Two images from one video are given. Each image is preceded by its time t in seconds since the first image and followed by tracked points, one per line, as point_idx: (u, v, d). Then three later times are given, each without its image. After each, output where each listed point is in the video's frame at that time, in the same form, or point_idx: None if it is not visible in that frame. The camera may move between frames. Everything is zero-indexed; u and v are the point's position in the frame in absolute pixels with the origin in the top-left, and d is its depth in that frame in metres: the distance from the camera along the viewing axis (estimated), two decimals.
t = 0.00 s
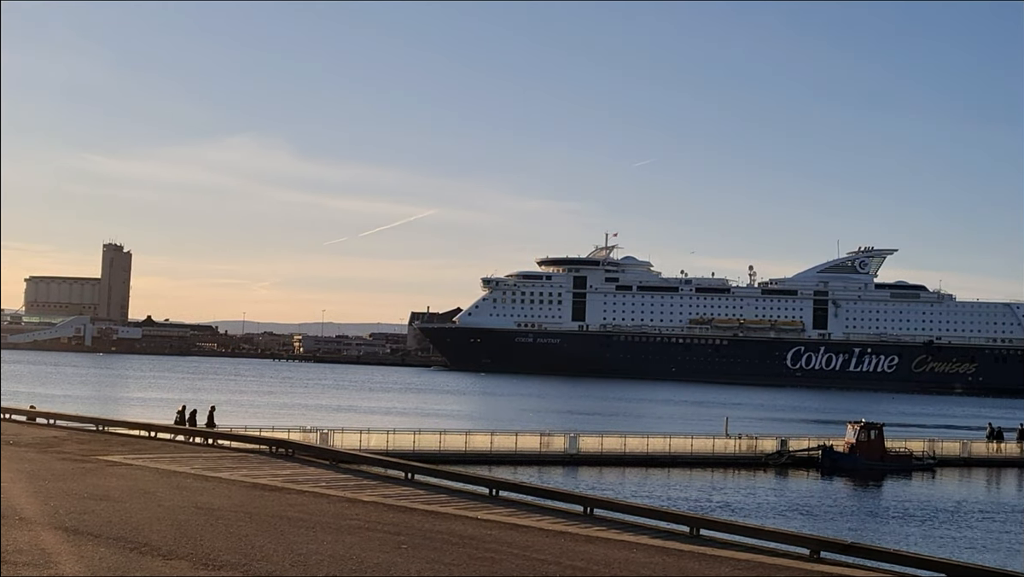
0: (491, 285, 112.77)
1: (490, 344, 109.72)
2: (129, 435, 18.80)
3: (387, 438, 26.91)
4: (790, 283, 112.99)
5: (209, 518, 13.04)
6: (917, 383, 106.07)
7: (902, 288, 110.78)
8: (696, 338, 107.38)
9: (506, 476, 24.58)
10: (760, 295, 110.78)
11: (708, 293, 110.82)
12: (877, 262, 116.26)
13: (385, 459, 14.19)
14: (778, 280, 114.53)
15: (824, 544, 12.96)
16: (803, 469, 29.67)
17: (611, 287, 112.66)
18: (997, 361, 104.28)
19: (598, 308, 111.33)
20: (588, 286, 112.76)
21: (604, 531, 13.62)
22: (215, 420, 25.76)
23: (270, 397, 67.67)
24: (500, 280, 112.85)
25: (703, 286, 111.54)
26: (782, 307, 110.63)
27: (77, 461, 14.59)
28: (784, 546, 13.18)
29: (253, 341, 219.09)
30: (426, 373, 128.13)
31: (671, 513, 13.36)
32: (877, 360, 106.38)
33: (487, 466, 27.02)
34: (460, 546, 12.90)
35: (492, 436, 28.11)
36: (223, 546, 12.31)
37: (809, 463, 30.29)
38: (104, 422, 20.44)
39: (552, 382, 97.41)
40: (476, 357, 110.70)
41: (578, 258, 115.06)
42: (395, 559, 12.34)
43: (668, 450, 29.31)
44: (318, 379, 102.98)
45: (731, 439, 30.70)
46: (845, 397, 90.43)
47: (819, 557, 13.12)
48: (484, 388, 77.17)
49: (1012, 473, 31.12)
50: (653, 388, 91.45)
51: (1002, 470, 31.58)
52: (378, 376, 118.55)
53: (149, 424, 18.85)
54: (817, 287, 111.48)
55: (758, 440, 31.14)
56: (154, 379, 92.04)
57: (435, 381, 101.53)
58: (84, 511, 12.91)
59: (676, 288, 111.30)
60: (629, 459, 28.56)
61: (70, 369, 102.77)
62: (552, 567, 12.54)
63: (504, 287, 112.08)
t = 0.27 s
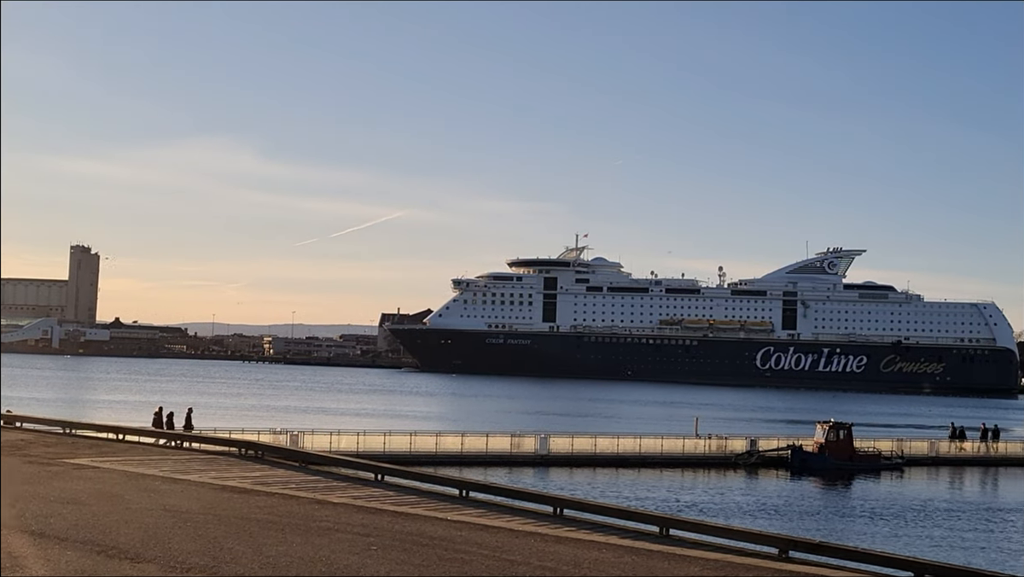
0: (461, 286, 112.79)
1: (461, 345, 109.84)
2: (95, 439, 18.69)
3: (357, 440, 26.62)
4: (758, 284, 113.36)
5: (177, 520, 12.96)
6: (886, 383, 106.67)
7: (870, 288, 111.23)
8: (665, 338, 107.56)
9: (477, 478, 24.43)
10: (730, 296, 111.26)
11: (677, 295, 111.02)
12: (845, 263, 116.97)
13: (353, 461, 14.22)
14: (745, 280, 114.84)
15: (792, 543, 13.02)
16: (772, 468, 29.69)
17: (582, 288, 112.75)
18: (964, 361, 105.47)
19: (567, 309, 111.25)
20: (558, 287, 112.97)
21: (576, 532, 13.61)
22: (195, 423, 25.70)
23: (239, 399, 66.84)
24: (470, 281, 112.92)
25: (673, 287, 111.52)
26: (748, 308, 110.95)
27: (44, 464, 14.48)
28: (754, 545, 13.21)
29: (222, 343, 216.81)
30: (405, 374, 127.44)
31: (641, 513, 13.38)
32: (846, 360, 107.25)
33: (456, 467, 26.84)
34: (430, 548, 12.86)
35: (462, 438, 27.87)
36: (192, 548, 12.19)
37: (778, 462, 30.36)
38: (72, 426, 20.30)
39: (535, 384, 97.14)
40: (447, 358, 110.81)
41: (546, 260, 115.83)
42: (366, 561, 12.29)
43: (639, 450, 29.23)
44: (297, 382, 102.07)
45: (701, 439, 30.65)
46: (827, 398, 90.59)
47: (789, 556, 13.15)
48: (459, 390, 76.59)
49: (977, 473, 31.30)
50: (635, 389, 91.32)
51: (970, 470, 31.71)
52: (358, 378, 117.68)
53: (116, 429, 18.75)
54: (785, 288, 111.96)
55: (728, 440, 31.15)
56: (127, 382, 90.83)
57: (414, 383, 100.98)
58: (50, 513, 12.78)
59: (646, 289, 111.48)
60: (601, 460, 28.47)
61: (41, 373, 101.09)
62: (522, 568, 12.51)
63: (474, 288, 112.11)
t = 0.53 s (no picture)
0: (430, 286, 112.87)
1: (429, 346, 110.40)
2: (59, 441, 18.60)
3: (324, 441, 26.35)
4: (726, 284, 113.41)
5: (143, 523, 12.92)
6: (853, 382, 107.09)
7: (836, 288, 111.63)
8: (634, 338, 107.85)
9: (443, 478, 24.18)
10: (698, 296, 111.33)
11: (646, 295, 110.92)
12: (811, 263, 117.47)
13: (319, 463, 14.25)
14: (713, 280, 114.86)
15: (758, 542, 13.13)
16: (740, 467, 29.63)
17: (550, 288, 112.49)
18: (930, 360, 105.89)
19: (536, 310, 111.27)
20: (526, 288, 112.76)
21: (544, 532, 13.67)
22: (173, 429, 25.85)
23: (206, 401, 65.96)
24: (439, 282, 112.94)
25: (641, 287, 111.62)
26: (716, 308, 111.10)
27: (8, 467, 14.42)
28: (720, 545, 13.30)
29: (188, 345, 214.19)
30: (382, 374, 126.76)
31: (609, 513, 13.44)
32: (812, 360, 107.47)
33: (424, 467, 26.61)
34: (397, 549, 12.86)
35: (431, 439, 27.64)
36: (158, 551, 12.11)
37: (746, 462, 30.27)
38: (41, 430, 20.20)
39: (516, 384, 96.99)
40: (417, 359, 111.31)
41: (515, 261, 115.41)
42: (331, 562, 12.28)
43: (607, 450, 29.09)
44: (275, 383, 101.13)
45: (668, 439, 30.57)
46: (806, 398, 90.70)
47: (756, 555, 13.26)
48: (430, 392, 76.04)
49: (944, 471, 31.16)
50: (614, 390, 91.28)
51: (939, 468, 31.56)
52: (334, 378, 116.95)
53: (82, 432, 18.69)
54: (753, 288, 112.07)
55: (696, 439, 31.11)
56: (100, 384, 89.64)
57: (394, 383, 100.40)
58: (13, 515, 12.66)
59: (615, 290, 111.47)
60: (569, 460, 28.35)
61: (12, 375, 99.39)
62: (489, 567, 12.53)
63: (443, 289, 112.05)
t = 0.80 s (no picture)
0: (403, 286, 113.12)
1: (402, 345, 109.93)
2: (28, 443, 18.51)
3: (297, 441, 26.17)
4: (698, 283, 114.39)
5: (114, 524, 12.85)
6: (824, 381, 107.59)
7: (807, 287, 112.52)
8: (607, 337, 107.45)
9: (415, 478, 23.98)
10: (670, 295, 112.09)
11: (619, 293, 111.46)
12: (783, 262, 118.34)
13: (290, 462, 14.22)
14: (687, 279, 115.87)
15: (730, 540, 13.16)
16: (713, 465, 29.61)
17: (524, 287, 113.20)
18: (901, 358, 106.51)
19: (509, 309, 112.00)
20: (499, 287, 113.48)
21: (516, 531, 13.68)
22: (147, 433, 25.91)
23: (175, 402, 65.33)
24: (412, 282, 113.31)
25: (614, 285, 112.42)
26: (689, 306, 111.96)
27: None
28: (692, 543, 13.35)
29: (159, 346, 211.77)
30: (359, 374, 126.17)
31: (581, 512, 13.45)
32: (784, 358, 107.74)
33: (397, 467, 26.45)
34: (370, 548, 12.84)
35: (403, 439, 27.50)
36: (127, 552, 12.01)
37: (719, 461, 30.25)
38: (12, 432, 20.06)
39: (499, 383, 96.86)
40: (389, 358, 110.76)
41: (488, 260, 116.08)
42: (303, 561, 12.23)
43: (580, 449, 29.02)
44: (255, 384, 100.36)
45: (642, 439, 30.33)
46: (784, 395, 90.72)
47: (727, 553, 13.30)
48: (400, 391, 75.42)
49: (916, 468, 31.04)
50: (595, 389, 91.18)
51: (911, 465, 31.43)
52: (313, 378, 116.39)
53: (51, 433, 18.59)
54: (725, 286, 112.81)
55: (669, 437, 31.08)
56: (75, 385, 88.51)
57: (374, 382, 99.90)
58: None
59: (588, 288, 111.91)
60: (542, 460, 28.27)
61: None
62: (461, 567, 12.52)
63: (416, 288, 112.46)
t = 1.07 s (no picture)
0: (376, 284, 112.71)
1: (376, 344, 110.18)
2: None
3: (271, 441, 26.02)
4: (672, 281, 114.58)
5: (88, 525, 12.77)
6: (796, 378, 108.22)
7: (780, 285, 113.05)
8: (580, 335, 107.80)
9: (389, 477, 23.84)
10: (644, 293, 112.17)
11: (592, 291, 111.60)
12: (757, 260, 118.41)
13: (263, 462, 14.25)
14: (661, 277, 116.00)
15: (703, 536, 13.17)
16: (687, 462, 29.58)
17: (498, 286, 113.10)
18: (873, 356, 107.11)
19: (483, 308, 112.01)
20: (473, 286, 113.35)
21: (489, 529, 13.70)
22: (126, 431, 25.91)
23: (146, 402, 64.76)
24: (385, 280, 112.78)
25: (588, 284, 112.41)
26: (663, 304, 112.09)
27: None
28: (665, 540, 13.36)
29: (133, 345, 209.41)
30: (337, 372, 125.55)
31: (554, 509, 13.49)
32: (757, 356, 107.91)
33: (371, 465, 26.34)
34: (344, 546, 12.85)
35: (378, 437, 27.41)
36: (98, 554, 11.89)
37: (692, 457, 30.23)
38: None
39: (482, 382, 96.77)
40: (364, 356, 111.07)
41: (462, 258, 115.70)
42: (275, 560, 12.21)
43: (554, 448, 28.95)
44: (234, 383, 99.59)
45: (614, 436, 30.40)
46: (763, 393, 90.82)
47: (700, 550, 13.31)
48: (373, 391, 74.89)
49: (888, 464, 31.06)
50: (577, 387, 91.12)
51: (884, 462, 31.49)
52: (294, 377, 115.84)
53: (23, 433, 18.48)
54: (698, 284, 113.20)
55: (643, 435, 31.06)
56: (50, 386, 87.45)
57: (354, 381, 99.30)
58: None
59: (562, 287, 111.88)
60: (515, 457, 28.18)
61: None
62: (435, 565, 12.51)
63: (389, 287, 112.17)
